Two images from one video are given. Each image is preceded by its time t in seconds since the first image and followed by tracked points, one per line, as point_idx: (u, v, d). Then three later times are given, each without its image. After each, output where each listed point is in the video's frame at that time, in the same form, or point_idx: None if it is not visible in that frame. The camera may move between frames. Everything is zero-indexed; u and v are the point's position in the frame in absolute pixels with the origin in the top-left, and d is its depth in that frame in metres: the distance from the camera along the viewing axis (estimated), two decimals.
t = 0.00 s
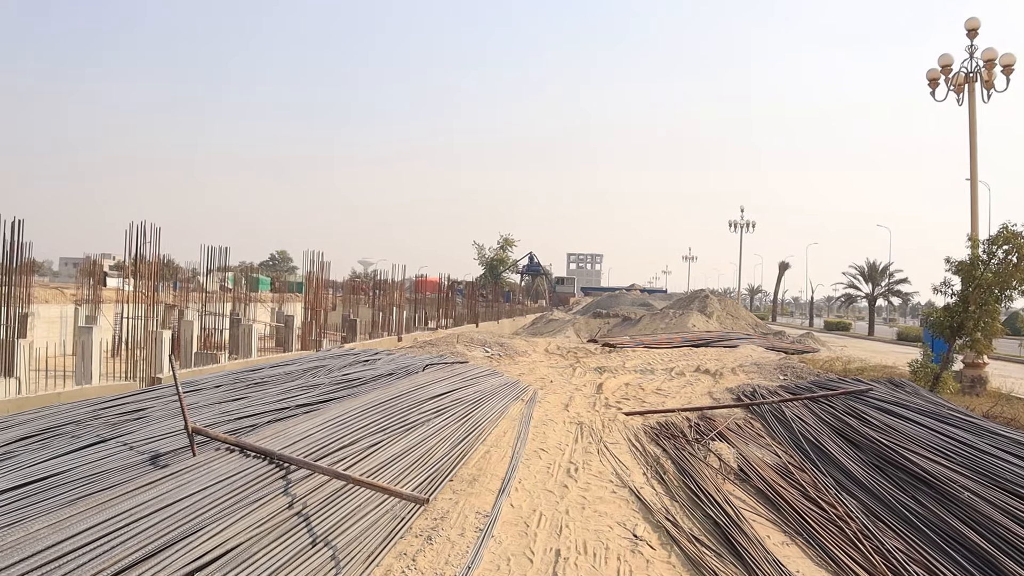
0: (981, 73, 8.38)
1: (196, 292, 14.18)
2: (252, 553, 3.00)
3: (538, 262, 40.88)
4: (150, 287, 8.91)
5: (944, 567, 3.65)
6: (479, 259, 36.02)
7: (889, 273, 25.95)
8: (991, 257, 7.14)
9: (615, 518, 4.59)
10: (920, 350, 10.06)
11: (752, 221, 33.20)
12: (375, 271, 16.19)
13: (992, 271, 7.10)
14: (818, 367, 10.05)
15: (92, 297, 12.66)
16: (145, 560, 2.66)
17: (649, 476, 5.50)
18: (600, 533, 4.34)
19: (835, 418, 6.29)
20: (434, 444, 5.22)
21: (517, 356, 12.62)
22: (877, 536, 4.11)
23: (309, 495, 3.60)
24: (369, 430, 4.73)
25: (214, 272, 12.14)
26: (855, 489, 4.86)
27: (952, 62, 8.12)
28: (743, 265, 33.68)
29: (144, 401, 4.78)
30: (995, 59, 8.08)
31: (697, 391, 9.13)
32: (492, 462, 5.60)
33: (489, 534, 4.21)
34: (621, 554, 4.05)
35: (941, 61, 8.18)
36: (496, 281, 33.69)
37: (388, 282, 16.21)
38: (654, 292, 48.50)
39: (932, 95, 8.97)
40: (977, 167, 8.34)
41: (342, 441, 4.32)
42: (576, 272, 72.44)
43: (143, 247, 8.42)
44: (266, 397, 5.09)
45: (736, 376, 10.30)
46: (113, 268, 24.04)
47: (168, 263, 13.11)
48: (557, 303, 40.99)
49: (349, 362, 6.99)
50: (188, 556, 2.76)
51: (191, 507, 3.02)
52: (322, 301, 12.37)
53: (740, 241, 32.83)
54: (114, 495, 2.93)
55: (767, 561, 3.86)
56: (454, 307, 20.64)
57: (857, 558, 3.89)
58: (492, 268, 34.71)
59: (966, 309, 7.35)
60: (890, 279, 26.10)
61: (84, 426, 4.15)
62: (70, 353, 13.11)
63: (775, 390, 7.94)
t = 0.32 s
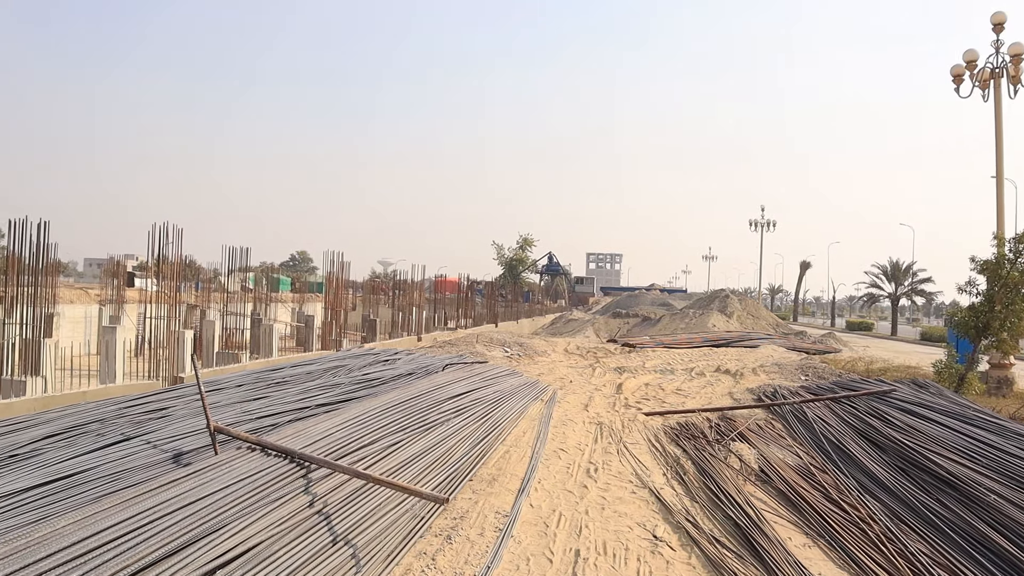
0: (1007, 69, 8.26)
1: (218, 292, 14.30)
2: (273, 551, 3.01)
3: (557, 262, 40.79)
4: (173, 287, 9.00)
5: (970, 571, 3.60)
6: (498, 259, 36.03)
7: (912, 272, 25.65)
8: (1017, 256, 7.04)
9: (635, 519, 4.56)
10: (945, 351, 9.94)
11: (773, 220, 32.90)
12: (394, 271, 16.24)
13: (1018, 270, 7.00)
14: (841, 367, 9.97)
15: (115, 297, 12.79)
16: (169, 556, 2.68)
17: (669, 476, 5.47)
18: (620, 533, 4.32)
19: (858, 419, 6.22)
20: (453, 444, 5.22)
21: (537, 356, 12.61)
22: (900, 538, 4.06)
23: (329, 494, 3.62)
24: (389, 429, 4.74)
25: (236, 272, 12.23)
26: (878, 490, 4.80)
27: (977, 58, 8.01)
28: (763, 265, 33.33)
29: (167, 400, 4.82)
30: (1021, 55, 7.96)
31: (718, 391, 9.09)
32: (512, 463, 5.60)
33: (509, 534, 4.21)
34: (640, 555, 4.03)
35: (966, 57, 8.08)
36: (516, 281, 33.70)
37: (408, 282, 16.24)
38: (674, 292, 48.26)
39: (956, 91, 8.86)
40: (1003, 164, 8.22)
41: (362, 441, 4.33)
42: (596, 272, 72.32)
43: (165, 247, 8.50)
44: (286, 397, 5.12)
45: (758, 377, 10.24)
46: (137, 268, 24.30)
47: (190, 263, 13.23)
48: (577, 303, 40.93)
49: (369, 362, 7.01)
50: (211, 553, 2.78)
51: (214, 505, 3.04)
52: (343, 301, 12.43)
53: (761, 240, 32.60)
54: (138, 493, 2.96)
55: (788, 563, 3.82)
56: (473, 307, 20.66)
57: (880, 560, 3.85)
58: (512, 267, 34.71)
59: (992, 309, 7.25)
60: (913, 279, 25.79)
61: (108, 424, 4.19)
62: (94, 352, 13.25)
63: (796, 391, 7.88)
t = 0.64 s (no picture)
0: None
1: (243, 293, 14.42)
2: (298, 549, 3.02)
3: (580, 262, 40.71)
4: (198, 288, 9.07)
5: None
6: (520, 259, 36.01)
7: (940, 271, 25.30)
8: None
9: (658, 520, 4.53)
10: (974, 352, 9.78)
11: (798, 219, 32.60)
12: (417, 272, 16.28)
13: None
14: (867, 368, 9.85)
15: (142, 297, 12.94)
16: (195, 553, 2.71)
17: (692, 477, 5.43)
18: (643, 534, 4.30)
19: (884, 420, 6.15)
20: (476, 444, 5.22)
21: (559, 356, 12.59)
22: (929, 542, 4.00)
23: (353, 493, 3.63)
24: (412, 429, 4.75)
25: (260, 273, 12.33)
26: (906, 493, 4.74)
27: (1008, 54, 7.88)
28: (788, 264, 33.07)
29: (192, 399, 4.87)
30: None
31: (742, 392, 9.02)
32: (535, 463, 5.59)
33: (532, 534, 4.20)
34: (663, 556, 4.00)
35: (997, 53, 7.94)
36: (539, 281, 33.68)
37: (431, 282, 16.28)
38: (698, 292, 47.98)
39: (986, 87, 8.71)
40: None
41: (385, 440, 4.34)
42: (619, 272, 72.11)
43: (190, 248, 8.58)
44: (310, 396, 5.15)
45: (782, 377, 10.15)
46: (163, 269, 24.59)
47: (215, 263, 13.34)
48: (600, 303, 40.84)
49: (391, 362, 7.02)
50: (236, 550, 2.79)
51: (239, 503, 3.06)
52: (365, 301, 12.48)
53: (785, 239, 32.31)
54: (165, 491, 3.00)
55: (814, 566, 3.78)
56: (495, 307, 20.65)
57: (908, 564, 3.79)
58: (534, 267, 34.69)
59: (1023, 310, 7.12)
60: (941, 278, 25.42)
61: (135, 423, 4.23)
62: (121, 352, 13.42)
63: (822, 392, 7.79)
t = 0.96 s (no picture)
0: None
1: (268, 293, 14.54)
2: (322, 547, 3.04)
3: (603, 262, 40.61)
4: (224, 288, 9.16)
5: None
6: (543, 259, 35.98)
7: (970, 271, 24.93)
8: None
9: (682, 521, 4.50)
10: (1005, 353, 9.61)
11: (824, 218, 32.29)
12: (440, 272, 16.33)
13: None
14: (894, 369, 9.73)
15: (169, 297, 13.09)
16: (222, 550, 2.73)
17: (717, 479, 5.38)
18: (667, 536, 4.27)
19: (912, 422, 6.06)
20: (499, 444, 5.21)
21: (583, 356, 12.57)
22: (960, 546, 3.94)
23: (377, 492, 3.64)
24: (435, 428, 4.76)
25: (285, 273, 12.43)
26: (935, 496, 4.67)
27: None
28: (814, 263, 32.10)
29: (219, 398, 4.91)
30: None
31: (767, 392, 8.94)
32: (558, 462, 5.58)
33: (555, 534, 4.19)
34: (687, 557, 3.97)
35: None
36: (562, 282, 33.64)
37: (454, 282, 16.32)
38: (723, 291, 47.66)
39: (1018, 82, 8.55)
40: None
41: (409, 440, 4.36)
42: (642, 272, 71.85)
43: (216, 249, 8.67)
44: (335, 395, 5.18)
45: (808, 378, 10.05)
46: (189, 270, 24.86)
47: (241, 264, 13.46)
48: (623, 302, 40.74)
49: (415, 362, 7.03)
50: (261, 549, 2.81)
51: (265, 501, 3.09)
52: (389, 301, 12.52)
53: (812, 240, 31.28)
54: (192, 488, 3.03)
55: (841, 569, 3.74)
56: (519, 307, 20.64)
57: (938, 569, 3.73)
58: (558, 268, 34.64)
59: None
60: (971, 277, 25.03)
61: (163, 421, 4.28)
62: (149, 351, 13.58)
63: (848, 392, 7.71)
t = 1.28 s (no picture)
0: None
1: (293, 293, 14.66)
2: (346, 546, 3.05)
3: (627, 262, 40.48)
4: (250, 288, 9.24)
5: None
6: (567, 259, 35.91)
7: (1001, 270, 24.49)
8: None
9: (707, 523, 4.47)
10: None
11: (851, 217, 31.89)
12: (463, 272, 16.37)
13: None
14: (923, 370, 9.58)
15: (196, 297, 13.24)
16: (247, 548, 2.75)
17: (742, 480, 5.34)
18: (692, 537, 4.23)
19: (942, 424, 5.97)
20: (523, 444, 5.21)
21: (606, 356, 12.53)
22: (992, 551, 3.86)
23: (401, 491, 3.65)
24: (459, 428, 4.76)
25: (310, 273, 12.52)
26: (966, 499, 4.59)
27: None
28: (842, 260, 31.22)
29: (245, 397, 4.96)
30: None
31: (792, 393, 8.85)
32: (582, 463, 5.56)
33: (579, 535, 4.18)
34: (712, 559, 3.94)
35: None
36: (585, 281, 33.60)
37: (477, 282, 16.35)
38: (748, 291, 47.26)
39: None
40: None
41: (433, 439, 4.36)
42: (666, 272, 71.53)
43: (242, 250, 8.75)
44: (360, 395, 5.21)
45: (834, 379, 9.93)
46: (215, 271, 25.16)
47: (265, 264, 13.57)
48: (648, 302, 40.59)
49: (438, 362, 7.05)
50: (286, 548, 2.82)
51: (291, 499, 3.11)
52: (413, 301, 12.56)
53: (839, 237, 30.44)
54: (219, 487, 3.05)
55: (869, 572, 3.69)
56: (543, 307, 20.61)
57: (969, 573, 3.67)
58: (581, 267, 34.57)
59: None
60: (1003, 277, 24.60)
61: (190, 420, 4.32)
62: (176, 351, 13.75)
63: (876, 393, 7.61)
